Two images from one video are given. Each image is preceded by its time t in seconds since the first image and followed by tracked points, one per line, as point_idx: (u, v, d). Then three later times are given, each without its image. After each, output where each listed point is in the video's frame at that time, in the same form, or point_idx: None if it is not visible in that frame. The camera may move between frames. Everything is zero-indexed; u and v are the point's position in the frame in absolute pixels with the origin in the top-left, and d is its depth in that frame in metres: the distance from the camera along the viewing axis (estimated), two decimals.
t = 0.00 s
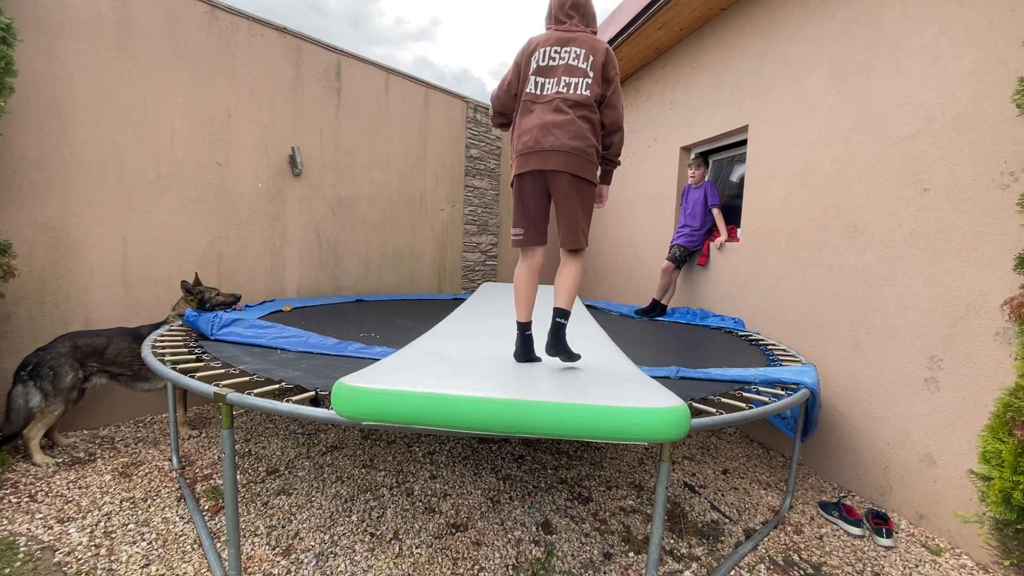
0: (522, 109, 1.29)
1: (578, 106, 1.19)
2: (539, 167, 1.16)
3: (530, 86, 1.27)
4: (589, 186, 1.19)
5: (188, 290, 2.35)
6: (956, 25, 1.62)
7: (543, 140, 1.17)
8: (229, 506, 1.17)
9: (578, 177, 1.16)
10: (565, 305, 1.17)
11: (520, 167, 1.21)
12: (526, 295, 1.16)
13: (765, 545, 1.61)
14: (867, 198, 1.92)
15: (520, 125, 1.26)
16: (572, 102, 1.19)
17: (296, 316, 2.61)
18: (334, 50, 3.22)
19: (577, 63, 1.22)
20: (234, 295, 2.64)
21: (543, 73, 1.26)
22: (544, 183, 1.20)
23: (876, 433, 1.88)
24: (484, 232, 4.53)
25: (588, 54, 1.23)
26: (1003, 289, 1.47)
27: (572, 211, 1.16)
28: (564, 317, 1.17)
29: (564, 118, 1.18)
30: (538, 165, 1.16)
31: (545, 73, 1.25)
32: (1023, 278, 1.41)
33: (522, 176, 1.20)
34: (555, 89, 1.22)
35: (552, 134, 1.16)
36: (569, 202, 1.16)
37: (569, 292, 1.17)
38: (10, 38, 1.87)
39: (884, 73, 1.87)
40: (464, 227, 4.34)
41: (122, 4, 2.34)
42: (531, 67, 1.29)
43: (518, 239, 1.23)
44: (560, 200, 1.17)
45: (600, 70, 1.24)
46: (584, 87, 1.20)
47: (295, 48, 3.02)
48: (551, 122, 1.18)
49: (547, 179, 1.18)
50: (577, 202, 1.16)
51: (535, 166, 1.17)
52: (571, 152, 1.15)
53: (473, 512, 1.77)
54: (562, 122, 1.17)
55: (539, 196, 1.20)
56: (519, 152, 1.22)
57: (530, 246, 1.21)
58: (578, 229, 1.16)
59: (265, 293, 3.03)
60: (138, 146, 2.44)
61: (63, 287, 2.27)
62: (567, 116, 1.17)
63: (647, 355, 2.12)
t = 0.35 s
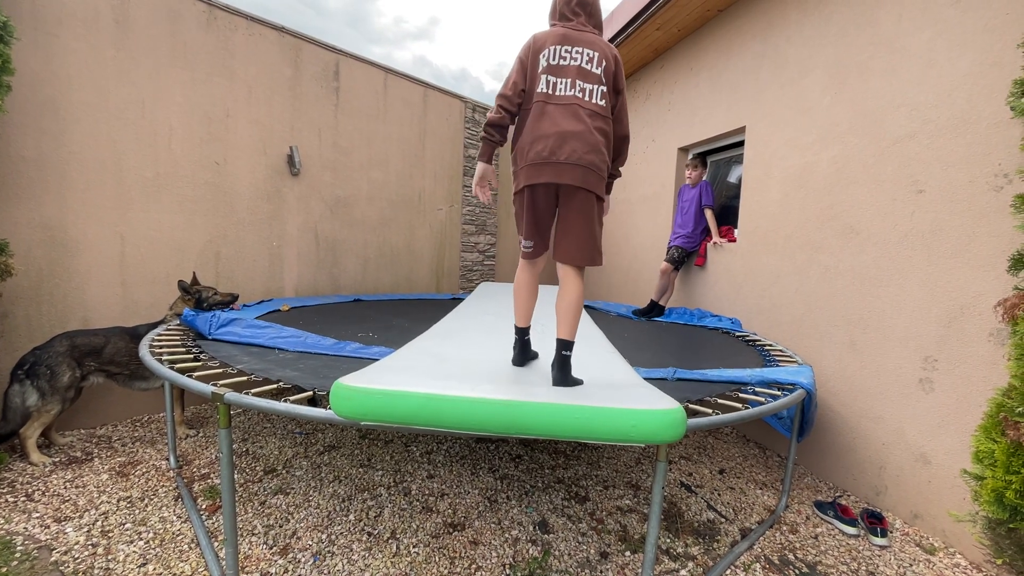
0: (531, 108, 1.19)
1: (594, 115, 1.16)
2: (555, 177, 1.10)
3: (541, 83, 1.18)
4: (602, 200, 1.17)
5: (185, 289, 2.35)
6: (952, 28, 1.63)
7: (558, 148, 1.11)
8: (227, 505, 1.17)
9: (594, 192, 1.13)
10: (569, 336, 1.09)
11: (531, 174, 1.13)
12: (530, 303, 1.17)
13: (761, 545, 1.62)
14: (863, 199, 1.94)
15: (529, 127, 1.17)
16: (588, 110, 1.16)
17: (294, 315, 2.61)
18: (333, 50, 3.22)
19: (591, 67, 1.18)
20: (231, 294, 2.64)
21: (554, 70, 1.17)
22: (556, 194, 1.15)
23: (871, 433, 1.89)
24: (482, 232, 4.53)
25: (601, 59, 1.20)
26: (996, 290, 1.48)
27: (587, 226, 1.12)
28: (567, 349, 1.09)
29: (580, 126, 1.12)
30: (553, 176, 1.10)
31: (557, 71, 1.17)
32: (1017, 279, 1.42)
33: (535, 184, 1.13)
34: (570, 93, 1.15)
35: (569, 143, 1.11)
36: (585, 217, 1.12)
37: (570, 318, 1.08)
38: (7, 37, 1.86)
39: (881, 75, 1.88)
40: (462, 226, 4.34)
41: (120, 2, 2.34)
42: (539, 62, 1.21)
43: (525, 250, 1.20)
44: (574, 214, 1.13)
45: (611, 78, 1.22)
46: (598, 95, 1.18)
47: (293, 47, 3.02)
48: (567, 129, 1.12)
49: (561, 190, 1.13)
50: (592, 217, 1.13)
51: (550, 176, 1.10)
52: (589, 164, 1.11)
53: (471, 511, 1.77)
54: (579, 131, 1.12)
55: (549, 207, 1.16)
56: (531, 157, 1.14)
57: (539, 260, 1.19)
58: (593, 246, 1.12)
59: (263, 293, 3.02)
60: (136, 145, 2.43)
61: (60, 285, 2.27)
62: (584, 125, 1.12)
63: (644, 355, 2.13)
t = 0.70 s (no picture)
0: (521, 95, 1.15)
1: (588, 105, 1.14)
2: (551, 168, 1.06)
3: (532, 70, 1.14)
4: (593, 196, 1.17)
5: (180, 287, 2.34)
6: (949, 28, 1.63)
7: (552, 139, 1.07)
8: (222, 503, 1.17)
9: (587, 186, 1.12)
10: (564, 337, 1.09)
11: (525, 163, 1.08)
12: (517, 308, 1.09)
13: (757, 544, 1.62)
14: (860, 199, 1.94)
15: (520, 115, 1.12)
16: (582, 99, 1.13)
17: (291, 314, 2.60)
18: (330, 48, 3.21)
19: (583, 55, 1.16)
20: (228, 292, 2.64)
21: (545, 56, 1.14)
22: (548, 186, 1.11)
23: (867, 433, 1.89)
24: (480, 231, 4.53)
25: (592, 47, 1.18)
26: (992, 291, 1.48)
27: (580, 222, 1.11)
28: (564, 350, 1.10)
29: (575, 115, 1.10)
30: (548, 167, 1.06)
31: (549, 56, 1.14)
32: (1013, 279, 1.42)
33: (528, 175, 1.08)
34: (563, 80, 1.13)
35: (564, 133, 1.08)
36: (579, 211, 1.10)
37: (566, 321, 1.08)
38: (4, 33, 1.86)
39: (878, 76, 1.88)
40: (460, 225, 4.34)
41: None
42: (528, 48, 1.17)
43: (511, 247, 1.11)
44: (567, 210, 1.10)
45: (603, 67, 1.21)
46: (591, 85, 1.16)
47: (291, 45, 3.02)
48: (562, 118, 1.09)
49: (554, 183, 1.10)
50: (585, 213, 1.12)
51: (545, 166, 1.06)
52: (584, 155, 1.09)
53: (467, 510, 1.77)
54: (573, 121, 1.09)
55: (541, 200, 1.11)
56: (523, 146, 1.09)
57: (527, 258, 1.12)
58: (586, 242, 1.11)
59: (260, 291, 3.02)
60: (132, 142, 2.43)
61: (56, 283, 2.26)
62: (578, 114, 1.10)
63: (640, 354, 2.13)
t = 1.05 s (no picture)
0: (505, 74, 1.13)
1: (573, 82, 1.12)
2: (536, 143, 1.04)
3: (515, 49, 1.13)
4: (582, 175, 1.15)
5: (179, 284, 2.34)
6: (948, 30, 1.63)
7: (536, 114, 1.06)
8: (219, 500, 1.17)
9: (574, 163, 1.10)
10: (549, 319, 1.09)
11: (510, 140, 1.06)
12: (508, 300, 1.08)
13: (753, 543, 1.62)
14: (858, 200, 1.94)
15: (505, 92, 1.10)
16: (567, 75, 1.12)
17: (288, 311, 2.60)
18: (329, 45, 3.20)
19: (568, 33, 1.15)
20: (226, 290, 2.63)
21: (529, 36, 1.13)
22: (534, 165, 1.09)
23: (864, 433, 1.90)
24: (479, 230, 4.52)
25: (578, 27, 1.17)
26: (988, 292, 1.49)
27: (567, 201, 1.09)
28: (547, 332, 1.09)
29: (560, 92, 1.08)
30: (534, 142, 1.04)
31: (533, 35, 1.13)
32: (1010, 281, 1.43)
33: (513, 152, 1.06)
34: (547, 57, 1.11)
35: (549, 108, 1.06)
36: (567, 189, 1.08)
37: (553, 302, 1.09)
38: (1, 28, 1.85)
39: (877, 76, 1.89)
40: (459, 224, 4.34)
41: None
42: (512, 31, 1.17)
43: (495, 229, 1.09)
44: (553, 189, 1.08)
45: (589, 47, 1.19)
46: (576, 62, 1.14)
47: (291, 42, 3.01)
48: (546, 93, 1.07)
49: (541, 160, 1.08)
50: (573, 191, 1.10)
51: (531, 142, 1.04)
52: (571, 130, 1.07)
53: (464, 508, 1.77)
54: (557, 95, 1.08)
55: (528, 179, 1.09)
56: (507, 123, 1.07)
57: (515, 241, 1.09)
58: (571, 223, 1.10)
59: (258, 288, 3.02)
60: (130, 138, 2.42)
61: (54, 279, 2.26)
62: (563, 90, 1.08)
63: (638, 352, 2.14)
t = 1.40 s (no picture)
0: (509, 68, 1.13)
1: (578, 75, 1.12)
2: (540, 137, 1.04)
3: (520, 41, 1.13)
4: (586, 171, 1.14)
5: (177, 280, 2.34)
6: (949, 31, 1.63)
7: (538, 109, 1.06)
8: (218, 497, 1.16)
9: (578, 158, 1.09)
10: (547, 326, 1.07)
11: (513, 134, 1.06)
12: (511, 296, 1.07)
13: (751, 542, 1.63)
14: (859, 200, 1.94)
15: (509, 86, 1.10)
16: (572, 69, 1.12)
17: (288, 308, 2.60)
18: (330, 42, 3.20)
19: (574, 27, 1.15)
20: (226, 287, 2.63)
21: (534, 29, 1.13)
22: (538, 159, 1.09)
23: (862, 433, 1.90)
24: (479, 228, 4.52)
25: (583, 20, 1.17)
26: (987, 293, 1.49)
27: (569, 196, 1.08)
28: (544, 340, 1.08)
29: (565, 85, 1.08)
30: (538, 136, 1.04)
31: (539, 28, 1.13)
32: (1009, 282, 1.43)
33: (517, 146, 1.06)
34: (552, 51, 1.11)
35: (553, 102, 1.06)
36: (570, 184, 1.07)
37: (547, 308, 1.07)
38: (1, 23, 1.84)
39: (878, 77, 1.89)
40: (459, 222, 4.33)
41: None
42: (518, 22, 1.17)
43: (504, 226, 1.10)
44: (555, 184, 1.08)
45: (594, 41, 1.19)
46: (582, 57, 1.14)
47: (291, 39, 3.00)
48: (551, 87, 1.07)
49: (544, 155, 1.08)
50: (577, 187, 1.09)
51: (534, 137, 1.04)
52: (575, 123, 1.06)
53: (463, 506, 1.77)
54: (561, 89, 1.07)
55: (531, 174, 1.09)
56: (511, 117, 1.07)
57: (518, 238, 1.10)
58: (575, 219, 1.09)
59: (258, 285, 3.01)
60: (130, 134, 2.41)
61: (53, 275, 2.25)
62: (568, 84, 1.08)
63: (638, 351, 2.14)
